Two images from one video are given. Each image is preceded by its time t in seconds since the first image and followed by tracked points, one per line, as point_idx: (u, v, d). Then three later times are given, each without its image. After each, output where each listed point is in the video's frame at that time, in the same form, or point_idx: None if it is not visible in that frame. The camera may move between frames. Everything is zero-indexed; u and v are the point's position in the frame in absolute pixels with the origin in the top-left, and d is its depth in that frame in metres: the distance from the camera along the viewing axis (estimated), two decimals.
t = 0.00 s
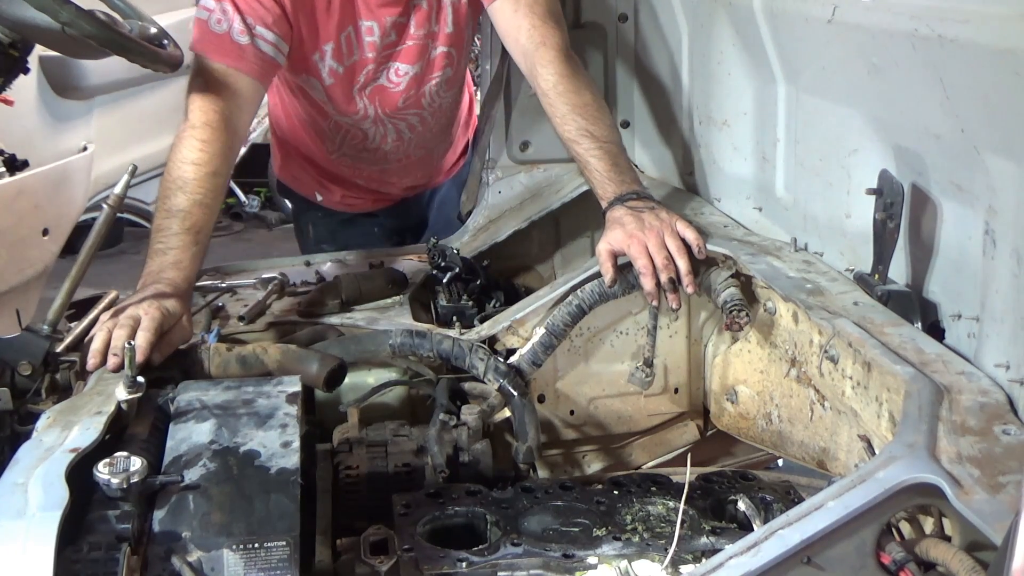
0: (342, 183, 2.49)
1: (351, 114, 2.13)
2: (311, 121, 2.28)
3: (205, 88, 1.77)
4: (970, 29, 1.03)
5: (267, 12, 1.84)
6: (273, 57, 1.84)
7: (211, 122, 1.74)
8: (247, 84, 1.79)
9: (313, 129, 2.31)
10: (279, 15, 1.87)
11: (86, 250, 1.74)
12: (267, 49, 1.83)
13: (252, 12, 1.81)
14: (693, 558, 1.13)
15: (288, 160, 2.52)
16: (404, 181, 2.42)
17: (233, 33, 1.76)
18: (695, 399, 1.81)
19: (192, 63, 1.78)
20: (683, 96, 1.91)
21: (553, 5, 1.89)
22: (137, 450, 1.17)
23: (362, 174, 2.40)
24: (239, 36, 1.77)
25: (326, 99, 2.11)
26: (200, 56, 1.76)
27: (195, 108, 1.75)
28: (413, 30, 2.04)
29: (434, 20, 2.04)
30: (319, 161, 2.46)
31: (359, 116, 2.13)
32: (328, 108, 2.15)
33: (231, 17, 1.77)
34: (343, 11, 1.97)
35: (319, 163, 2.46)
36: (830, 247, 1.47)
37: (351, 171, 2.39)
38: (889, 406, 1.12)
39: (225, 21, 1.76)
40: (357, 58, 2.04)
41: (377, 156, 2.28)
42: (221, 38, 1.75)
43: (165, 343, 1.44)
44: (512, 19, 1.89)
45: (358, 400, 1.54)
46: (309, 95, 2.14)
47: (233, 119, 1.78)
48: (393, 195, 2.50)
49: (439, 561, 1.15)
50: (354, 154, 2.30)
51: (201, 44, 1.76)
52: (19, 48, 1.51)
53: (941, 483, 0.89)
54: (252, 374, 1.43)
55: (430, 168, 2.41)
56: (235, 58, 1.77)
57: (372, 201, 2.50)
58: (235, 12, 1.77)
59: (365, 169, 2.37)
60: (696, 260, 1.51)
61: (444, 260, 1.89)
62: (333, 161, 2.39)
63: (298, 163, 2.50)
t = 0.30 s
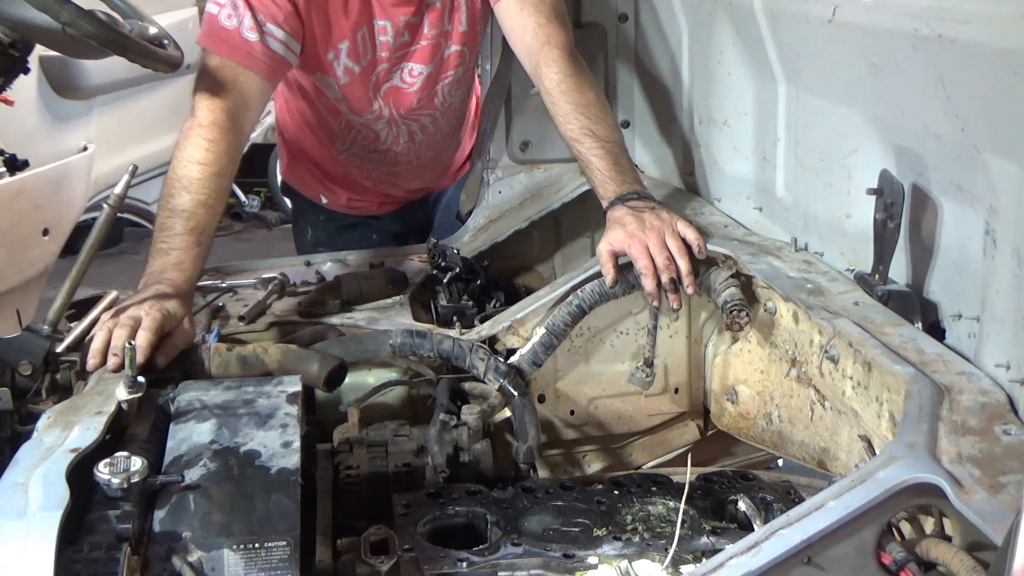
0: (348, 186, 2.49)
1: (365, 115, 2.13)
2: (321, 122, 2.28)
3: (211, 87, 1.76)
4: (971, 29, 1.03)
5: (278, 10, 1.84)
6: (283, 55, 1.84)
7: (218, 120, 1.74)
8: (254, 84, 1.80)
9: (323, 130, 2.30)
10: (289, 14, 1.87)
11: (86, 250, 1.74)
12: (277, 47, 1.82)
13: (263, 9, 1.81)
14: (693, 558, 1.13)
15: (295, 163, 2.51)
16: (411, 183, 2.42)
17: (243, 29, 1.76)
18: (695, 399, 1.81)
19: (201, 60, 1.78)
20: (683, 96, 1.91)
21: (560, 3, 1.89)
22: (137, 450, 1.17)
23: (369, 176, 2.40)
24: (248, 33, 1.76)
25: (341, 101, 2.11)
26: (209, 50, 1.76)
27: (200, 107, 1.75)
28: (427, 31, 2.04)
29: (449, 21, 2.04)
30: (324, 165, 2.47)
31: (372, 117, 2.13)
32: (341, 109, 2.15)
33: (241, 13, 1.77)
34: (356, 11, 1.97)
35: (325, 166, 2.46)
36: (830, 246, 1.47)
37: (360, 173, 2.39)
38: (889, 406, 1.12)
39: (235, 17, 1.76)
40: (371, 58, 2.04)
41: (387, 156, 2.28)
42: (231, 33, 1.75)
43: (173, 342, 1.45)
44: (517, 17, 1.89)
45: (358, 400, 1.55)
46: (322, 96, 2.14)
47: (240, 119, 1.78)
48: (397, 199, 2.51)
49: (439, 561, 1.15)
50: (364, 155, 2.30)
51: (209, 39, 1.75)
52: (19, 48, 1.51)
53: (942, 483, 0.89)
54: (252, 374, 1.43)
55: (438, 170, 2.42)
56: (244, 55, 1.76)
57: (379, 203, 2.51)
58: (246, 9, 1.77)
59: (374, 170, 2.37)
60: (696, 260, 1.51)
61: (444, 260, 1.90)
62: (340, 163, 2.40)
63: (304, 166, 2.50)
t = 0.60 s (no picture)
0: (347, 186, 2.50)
1: (361, 116, 2.12)
2: (318, 123, 2.27)
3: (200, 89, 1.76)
4: (971, 29, 1.03)
5: (268, 14, 1.83)
6: (270, 59, 1.84)
7: (208, 121, 1.74)
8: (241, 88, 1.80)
9: (320, 131, 2.30)
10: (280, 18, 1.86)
11: (86, 250, 1.74)
12: (265, 51, 1.82)
13: (254, 12, 1.80)
14: (693, 558, 1.13)
15: (293, 163, 2.51)
16: (409, 183, 2.42)
17: (231, 32, 1.75)
18: (695, 399, 1.81)
19: (188, 58, 1.78)
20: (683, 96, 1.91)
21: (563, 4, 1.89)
22: (137, 450, 1.17)
23: (367, 177, 2.40)
24: (236, 36, 1.76)
25: (337, 103, 2.11)
26: (195, 51, 1.76)
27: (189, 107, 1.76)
28: (424, 33, 2.02)
29: (447, 23, 2.03)
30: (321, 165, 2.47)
31: (369, 118, 2.13)
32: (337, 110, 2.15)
33: (231, 15, 1.76)
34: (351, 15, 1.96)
35: (322, 166, 2.46)
36: (830, 246, 1.47)
37: (358, 174, 2.39)
38: (889, 406, 1.12)
39: (225, 19, 1.75)
40: (370, 65, 2.03)
41: (384, 157, 2.28)
42: (219, 36, 1.75)
43: (179, 339, 1.45)
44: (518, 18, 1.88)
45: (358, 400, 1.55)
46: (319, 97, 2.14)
47: (228, 121, 1.78)
48: (396, 199, 2.51)
49: (439, 561, 1.15)
50: (361, 155, 2.30)
51: (197, 40, 1.76)
52: (19, 48, 1.51)
53: (942, 483, 0.89)
54: (252, 374, 1.44)
55: (436, 170, 2.42)
56: (231, 58, 1.76)
57: (377, 203, 2.51)
58: (236, 11, 1.77)
59: (372, 171, 2.37)
60: (695, 259, 1.51)
61: (444, 260, 1.89)
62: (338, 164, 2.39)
63: (302, 166, 2.50)
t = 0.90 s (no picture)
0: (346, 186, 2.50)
1: (360, 119, 2.12)
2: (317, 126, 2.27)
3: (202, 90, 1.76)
4: (971, 29, 1.03)
5: (266, 17, 1.83)
6: (269, 62, 1.83)
7: (208, 122, 1.74)
8: (240, 90, 1.79)
9: (319, 132, 2.30)
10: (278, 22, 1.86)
11: (86, 250, 1.74)
12: (263, 54, 1.81)
13: (252, 16, 1.80)
14: (693, 558, 1.13)
15: (292, 163, 2.50)
16: (408, 183, 2.43)
17: (229, 35, 1.75)
18: (695, 399, 1.81)
19: (188, 61, 1.78)
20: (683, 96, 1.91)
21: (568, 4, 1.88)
22: (137, 450, 1.17)
23: (366, 178, 2.40)
24: (235, 40, 1.76)
25: (336, 107, 2.11)
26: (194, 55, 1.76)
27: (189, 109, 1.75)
28: (423, 37, 2.02)
29: (446, 27, 2.02)
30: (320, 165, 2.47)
31: (368, 121, 2.13)
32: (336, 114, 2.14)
33: (230, 19, 1.76)
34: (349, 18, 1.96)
35: (321, 166, 2.46)
36: (830, 247, 1.47)
37: (357, 175, 2.39)
38: (890, 406, 1.12)
39: (223, 23, 1.75)
40: (372, 72, 2.02)
41: (383, 158, 2.28)
42: (217, 39, 1.74)
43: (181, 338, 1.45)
44: (529, 19, 1.86)
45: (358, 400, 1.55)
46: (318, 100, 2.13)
47: (226, 122, 1.78)
48: (395, 198, 2.51)
49: (439, 561, 1.15)
50: (360, 156, 2.30)
51: (196, 43, 1.75)
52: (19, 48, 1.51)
53: (942, 483, 0.89)
54: (252, 374, 1.44)
55: (434, 170, 2.42)
56: (229, 60, 1.76)
57: (376, 202, 2.51)
58: (234, 15, 1.77)
59: (371, 173, 2.37)
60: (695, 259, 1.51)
61: (444, 260, 1.88)
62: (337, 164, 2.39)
63: (301, 166, 2.50)
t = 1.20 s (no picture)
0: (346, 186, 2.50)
1: (359, 118, 2.12)
2: (318, 124, 2.27)
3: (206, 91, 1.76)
4: (970, 29, 1.04)
5: (271, 15, 1.83)
6: (275, 60, 1.84)
7: (215, 122, 1.74)
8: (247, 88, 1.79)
9: (319, 132, 2.30)
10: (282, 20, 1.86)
11: (86, 250, 1.74)
12: (269, 52, 1.82)
13: (256, 15, 1.80)
14: (693, 558, 1.13)
15: (292, 163, 2.51)
16: (407, 183, 2.42)
17: (234, 34, 1.75)
18: (695, 399, 1.81)
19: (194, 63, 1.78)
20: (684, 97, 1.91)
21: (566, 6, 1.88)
22: (137, 450, 1.17)
23: (366, 178, 2.40)
24: (240, 38, 1.76)
25: (334, 105, 2.11)
26: (201, 56, 1.76)
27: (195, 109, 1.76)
28: (422, 36, 2.02)
29: (445, 25, 2.03)
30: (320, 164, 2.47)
31: (367, 121, 2.13)
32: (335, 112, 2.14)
33: (234, 18, 1.76)
34: (350, 18, 1.96)
35: (321, 165, 2.46)
36: (830, 247, 1.47)
37: (357, 174, 2.39)
38: (889, 406, 1.12)
39: (227, 22, 1.76)
40: (371, 69, 2.02)
41: (383, 158, 2.28)
42: (222, 38, 1.75)
43: (181, 338, 1.45)
44: (523, 19, 1.87)
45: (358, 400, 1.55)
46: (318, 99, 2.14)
47: (235, 121, 1.78)
48: (395, 198, 2.51)
49: (439, 561, 1.15)
50: (360, 156, 2.30)
51: (202, 44, 1.75)
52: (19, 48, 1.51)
53: (942, 483, 0.89)
54: (252, 374, 1.44)
55: (433, 171, 2.42)
56: (235, 59, 1.76)
57: (376, 202, 2.51)
58: (238, 14, 1.77)
59: (371, 172, 2.37)
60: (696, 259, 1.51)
61: (444, 261, 1.89)
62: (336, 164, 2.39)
63: (301, 166, 2.50)
